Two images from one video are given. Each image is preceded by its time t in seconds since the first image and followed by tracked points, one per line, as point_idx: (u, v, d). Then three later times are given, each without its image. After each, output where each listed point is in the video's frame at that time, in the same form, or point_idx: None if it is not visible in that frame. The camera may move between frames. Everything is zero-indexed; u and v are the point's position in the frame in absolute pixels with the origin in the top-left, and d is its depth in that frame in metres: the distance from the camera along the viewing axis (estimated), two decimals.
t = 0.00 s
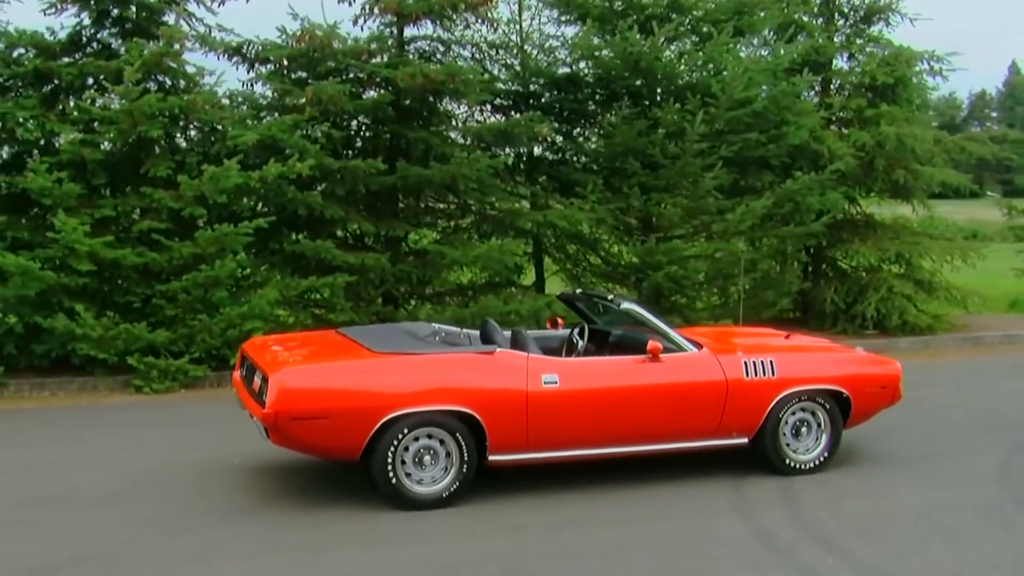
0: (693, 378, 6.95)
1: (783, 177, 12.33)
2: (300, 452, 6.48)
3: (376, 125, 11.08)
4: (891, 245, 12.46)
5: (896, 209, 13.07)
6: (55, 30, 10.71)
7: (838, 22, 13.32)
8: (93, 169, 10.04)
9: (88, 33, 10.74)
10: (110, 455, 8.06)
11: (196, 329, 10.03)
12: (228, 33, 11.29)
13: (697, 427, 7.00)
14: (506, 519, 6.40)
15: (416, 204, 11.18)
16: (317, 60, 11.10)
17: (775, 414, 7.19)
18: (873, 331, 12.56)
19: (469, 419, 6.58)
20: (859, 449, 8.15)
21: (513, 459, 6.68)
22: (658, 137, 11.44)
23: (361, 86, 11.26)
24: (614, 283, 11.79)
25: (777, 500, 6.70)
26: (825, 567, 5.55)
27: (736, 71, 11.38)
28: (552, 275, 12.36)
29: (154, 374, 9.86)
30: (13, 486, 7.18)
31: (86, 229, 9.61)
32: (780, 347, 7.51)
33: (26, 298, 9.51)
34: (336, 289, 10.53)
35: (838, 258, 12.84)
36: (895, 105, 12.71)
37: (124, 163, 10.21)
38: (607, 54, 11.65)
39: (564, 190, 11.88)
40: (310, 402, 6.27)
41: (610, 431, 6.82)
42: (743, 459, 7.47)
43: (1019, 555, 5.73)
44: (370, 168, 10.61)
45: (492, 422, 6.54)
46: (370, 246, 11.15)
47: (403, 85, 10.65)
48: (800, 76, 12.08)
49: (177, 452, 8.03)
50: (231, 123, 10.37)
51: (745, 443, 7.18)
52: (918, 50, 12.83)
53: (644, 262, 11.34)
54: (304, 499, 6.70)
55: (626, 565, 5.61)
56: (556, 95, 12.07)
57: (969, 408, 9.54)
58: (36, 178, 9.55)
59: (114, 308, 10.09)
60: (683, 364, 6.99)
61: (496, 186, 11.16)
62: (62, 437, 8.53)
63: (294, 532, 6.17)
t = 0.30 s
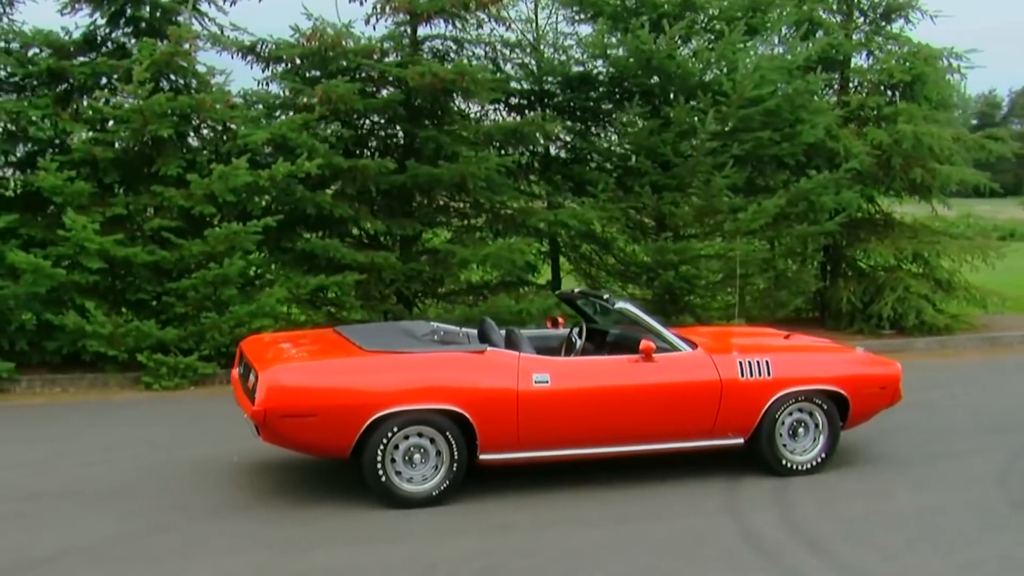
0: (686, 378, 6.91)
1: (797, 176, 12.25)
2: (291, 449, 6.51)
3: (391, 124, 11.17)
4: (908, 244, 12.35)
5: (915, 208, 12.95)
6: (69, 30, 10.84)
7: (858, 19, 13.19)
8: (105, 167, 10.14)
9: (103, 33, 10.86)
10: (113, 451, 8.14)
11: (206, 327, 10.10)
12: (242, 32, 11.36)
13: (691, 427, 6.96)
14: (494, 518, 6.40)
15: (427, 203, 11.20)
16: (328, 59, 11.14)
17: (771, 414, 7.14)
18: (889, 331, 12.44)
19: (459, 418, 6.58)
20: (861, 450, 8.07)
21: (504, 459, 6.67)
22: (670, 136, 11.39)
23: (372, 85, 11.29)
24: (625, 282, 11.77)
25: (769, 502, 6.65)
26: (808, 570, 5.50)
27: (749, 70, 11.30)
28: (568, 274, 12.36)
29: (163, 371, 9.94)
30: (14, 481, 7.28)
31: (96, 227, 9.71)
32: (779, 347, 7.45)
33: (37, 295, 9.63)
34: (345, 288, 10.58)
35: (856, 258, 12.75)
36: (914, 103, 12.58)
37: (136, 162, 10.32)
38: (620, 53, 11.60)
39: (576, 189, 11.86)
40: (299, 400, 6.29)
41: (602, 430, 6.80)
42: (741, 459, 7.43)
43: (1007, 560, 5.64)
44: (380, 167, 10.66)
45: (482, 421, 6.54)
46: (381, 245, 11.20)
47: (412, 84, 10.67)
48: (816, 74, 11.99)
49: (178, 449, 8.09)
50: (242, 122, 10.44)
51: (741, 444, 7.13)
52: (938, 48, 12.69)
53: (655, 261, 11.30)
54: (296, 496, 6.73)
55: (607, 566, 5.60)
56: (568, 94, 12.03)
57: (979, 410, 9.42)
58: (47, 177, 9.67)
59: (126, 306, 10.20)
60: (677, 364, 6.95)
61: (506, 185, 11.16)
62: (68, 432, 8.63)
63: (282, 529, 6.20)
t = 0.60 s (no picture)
0: (676, 379, 6.88)
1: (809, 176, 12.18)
2: (278, 449, 6.55)
3: (399, 125, 11.22)
4: (921, 245, 12.25)
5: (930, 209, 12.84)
6: (80, 32, 10.93)
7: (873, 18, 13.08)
8: (114, 168, 10.23)
9: (114, 35, 10.96)
10: (113, 449, 8.21)
11: (212, 327, 10.17)
12: (252, 34, 11.45)
13: (681, 429, 6.92)
14: (479, 519, 6.40)
15: (435, 203, 11.23)
16: (337, 60, 11.17)
17: (763, 417, 7.09)
18: (903, 333, 12.33)
19: (445, 419, 6.58)
20: (860, 453, 8.00)
21: (491, 459, 6.67)
22: (679, 136, 11.34)
23: (380, 86, 11.30)
24: (634, 283, 11.76)
25: (757, 505, 6.61)
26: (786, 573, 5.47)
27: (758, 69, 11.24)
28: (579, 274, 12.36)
29: (169, 371, 10.02)
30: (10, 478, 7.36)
31: (104, 227, 9.81)
32: (773, 349, 7.40)
33: (45, 295, 9.74)
34: (351, 287, 10.63)
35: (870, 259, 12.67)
36: (929, 103, 12.47)
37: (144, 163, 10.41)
38: (630, 53, 11.57)
39: (584, 189, 11.85)
40: (284, 399, 6.32)
41: (590, 432, 6.78)
42: (734, 462, 7.38)
43: (991, 565, 5.57)
44: (387, 167, 10.69)
45: (468, 422, 6.54)
46: (390, 245, 11.25)
47: (419, 85, 10.70)
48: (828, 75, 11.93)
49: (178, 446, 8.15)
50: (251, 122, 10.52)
51: (733, 446, 7.08)
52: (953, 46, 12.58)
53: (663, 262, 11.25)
54: (285, 495, 6.76)
55: (585, 568, 5.58)
56: (578, 94, 12.01)
57: (985, 413, 9.32)
58: (56, 177, 9.77)
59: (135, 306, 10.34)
60: (666, 365, 6.92)
61: (513, 185, 11.16)
62: (72, 431, 8.71)
63: (267, 528, 6.23)
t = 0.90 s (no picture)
0: (664, 383, 6.84)
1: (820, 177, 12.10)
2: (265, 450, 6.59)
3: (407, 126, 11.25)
4: (934, 248, 12.15)
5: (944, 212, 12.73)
6: (90, 36, 11.04)
7: (887, 19, 12.97)
8: (121, 171, 10.32)
9: (125, 39, 11.08)
10: (112, 449, 8.27)
11: (217, 329, 10.22)
12: (261, 38, 11.52)
13: (670, 433, 6.88)
14: (463, 521, 6.40)
15: (443, 205, 11.22)
16: (345, 63, 11.19)
17: (754, 420, 7.03)
18: (916, 337, 12.21)
19: (431, 421, 6.59)
20: (857, 457, 7.93)
21: (478, 462, 6.66)
22: (686, 139, 11.29)
23: (388, 88, 11.33)
24: (642, 286, 11.73)
25: (745, 509, 6.57)
26: None
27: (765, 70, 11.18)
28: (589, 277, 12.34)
29: (174, 372, 10.09)
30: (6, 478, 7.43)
31: (110, 230, 9.90)
32: (768, 352, 7.34)
33: (52, 297, 9.84)
34: (356, 290, 10.68)
35: (883, 262, 12.58)
36: (942, 104, 12.37)
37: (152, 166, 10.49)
38: (639, 56, 11.52)
39: (592, 191, 11.83)
40: (269, 401, 6.36)
41: (578, 434, 6.76)
42: (727, 466, 7.33)
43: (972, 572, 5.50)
44: (393, 170, 10.74)
45: (454, 424, 6.54)
46: (397, 247, 11.27)
47: (425, 88, 10.73)
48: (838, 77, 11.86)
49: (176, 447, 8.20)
50: (257, 125, 10.58)
51: (723, 450, 7.04)
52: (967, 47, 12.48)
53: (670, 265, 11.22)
54: (273, 497, 6.80)
55: (561, 571, 5.57)
56: (586, 96, 11.98)
57: (991, 418, 9.21)
58: (63, 181, 9.88)
59: (142, 307, 10.43)
60: (655, 368, 6.89)
61: (520, 187, 11.15)
62: (74, 431, 8.79)
63: (251, 528, 6.26)
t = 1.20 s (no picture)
0: (654, 387, 6.80)
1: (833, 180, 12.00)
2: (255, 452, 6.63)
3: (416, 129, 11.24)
4: (947, 251, 12.06)
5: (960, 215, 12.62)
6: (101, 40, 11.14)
7: (902, 20, 12.84)
8: (130, 174, 10.41)
9: (135, 43, 11.17)
10: (112, 448, 8.34)
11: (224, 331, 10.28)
12: (272, 41, 11.59)
13: (660, 437, 6.84)
14: (448, 525, 6.40)
15: (452, 208, 11.18)
16: (355, 65, 11.19)
17: (746, 425, 6.98)
18: (929, 340, 12.09)
19: (418, 424, 6.59)
20: (856, 462, 7.86)
21: (466, 465, 6.66)
22: (694, 141, 11.21)
23: (395, 91, 11.31)
24: (652, 288, 11.69)
25: (732, 515, 6.53)
26: None
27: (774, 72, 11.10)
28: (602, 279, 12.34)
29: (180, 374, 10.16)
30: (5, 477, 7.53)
31: (117, 232, 9.99)
32: (762, 356, 7.28)
33: (60, 299, 9.94)
34: (363, 292, 10.70)
35: (899, 265, 12.48)
36: (957, 106, 12.25)
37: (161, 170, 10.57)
38: (648, 59, 11.46)
39: (602, 194, 11.80)
40: (256, 403, 6.40)
41: (567, 438, 6.74)
42: (721, 470, 7.29)
43: None
44: (401, 172, 10.78)
45: (440, 428, 6.54)
46: (407, 249, 11.30)
47: (431, 90, 10.74)
48: (850, 78, 11.76)
49: (176, 447, 8.26)
50: (266, 127, 10.67)
51: (715, 454, 6.99)
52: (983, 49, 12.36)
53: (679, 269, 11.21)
54: (263, 498, 6.83)
55: None
56: (596, 98, 11.95)
57: (998, 423, 9.10)
58: (72, 184, 9.98)
59: (149, 309, 10.48)
60: (645, 372, 6.86)
61: (527, 190, 11.14)
62: (77, 431, 8.87)
63: (236, 531, 6.29)
